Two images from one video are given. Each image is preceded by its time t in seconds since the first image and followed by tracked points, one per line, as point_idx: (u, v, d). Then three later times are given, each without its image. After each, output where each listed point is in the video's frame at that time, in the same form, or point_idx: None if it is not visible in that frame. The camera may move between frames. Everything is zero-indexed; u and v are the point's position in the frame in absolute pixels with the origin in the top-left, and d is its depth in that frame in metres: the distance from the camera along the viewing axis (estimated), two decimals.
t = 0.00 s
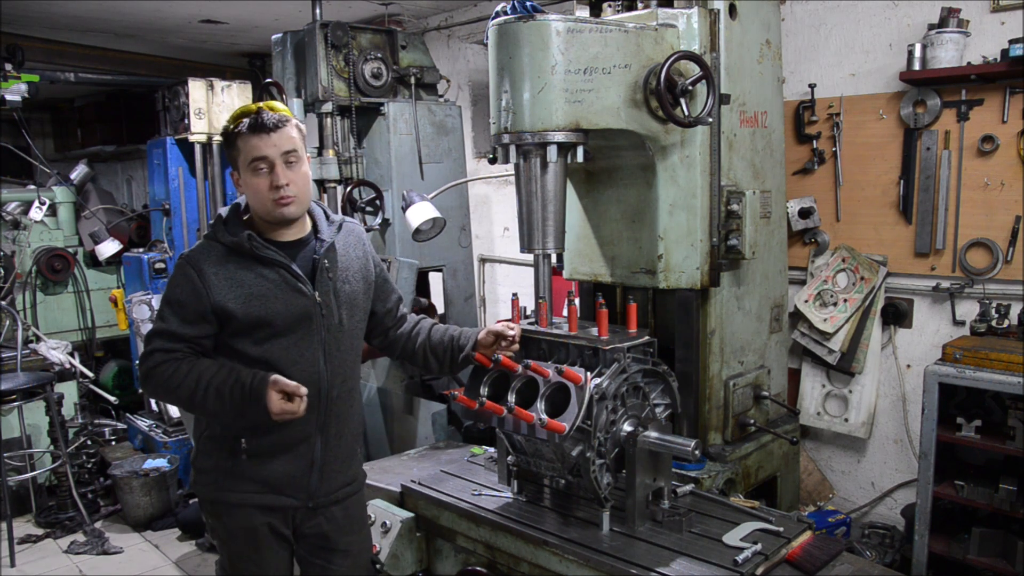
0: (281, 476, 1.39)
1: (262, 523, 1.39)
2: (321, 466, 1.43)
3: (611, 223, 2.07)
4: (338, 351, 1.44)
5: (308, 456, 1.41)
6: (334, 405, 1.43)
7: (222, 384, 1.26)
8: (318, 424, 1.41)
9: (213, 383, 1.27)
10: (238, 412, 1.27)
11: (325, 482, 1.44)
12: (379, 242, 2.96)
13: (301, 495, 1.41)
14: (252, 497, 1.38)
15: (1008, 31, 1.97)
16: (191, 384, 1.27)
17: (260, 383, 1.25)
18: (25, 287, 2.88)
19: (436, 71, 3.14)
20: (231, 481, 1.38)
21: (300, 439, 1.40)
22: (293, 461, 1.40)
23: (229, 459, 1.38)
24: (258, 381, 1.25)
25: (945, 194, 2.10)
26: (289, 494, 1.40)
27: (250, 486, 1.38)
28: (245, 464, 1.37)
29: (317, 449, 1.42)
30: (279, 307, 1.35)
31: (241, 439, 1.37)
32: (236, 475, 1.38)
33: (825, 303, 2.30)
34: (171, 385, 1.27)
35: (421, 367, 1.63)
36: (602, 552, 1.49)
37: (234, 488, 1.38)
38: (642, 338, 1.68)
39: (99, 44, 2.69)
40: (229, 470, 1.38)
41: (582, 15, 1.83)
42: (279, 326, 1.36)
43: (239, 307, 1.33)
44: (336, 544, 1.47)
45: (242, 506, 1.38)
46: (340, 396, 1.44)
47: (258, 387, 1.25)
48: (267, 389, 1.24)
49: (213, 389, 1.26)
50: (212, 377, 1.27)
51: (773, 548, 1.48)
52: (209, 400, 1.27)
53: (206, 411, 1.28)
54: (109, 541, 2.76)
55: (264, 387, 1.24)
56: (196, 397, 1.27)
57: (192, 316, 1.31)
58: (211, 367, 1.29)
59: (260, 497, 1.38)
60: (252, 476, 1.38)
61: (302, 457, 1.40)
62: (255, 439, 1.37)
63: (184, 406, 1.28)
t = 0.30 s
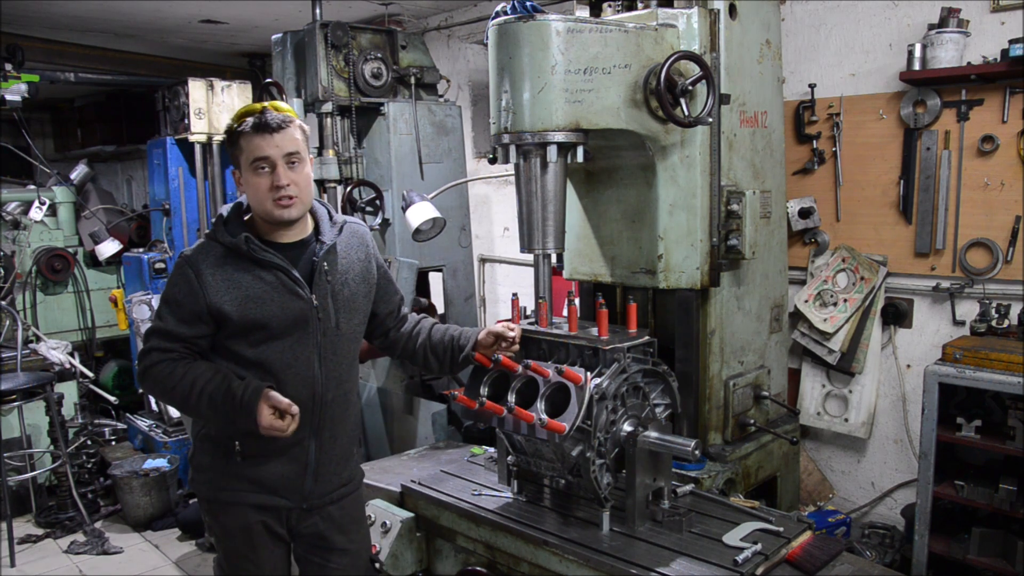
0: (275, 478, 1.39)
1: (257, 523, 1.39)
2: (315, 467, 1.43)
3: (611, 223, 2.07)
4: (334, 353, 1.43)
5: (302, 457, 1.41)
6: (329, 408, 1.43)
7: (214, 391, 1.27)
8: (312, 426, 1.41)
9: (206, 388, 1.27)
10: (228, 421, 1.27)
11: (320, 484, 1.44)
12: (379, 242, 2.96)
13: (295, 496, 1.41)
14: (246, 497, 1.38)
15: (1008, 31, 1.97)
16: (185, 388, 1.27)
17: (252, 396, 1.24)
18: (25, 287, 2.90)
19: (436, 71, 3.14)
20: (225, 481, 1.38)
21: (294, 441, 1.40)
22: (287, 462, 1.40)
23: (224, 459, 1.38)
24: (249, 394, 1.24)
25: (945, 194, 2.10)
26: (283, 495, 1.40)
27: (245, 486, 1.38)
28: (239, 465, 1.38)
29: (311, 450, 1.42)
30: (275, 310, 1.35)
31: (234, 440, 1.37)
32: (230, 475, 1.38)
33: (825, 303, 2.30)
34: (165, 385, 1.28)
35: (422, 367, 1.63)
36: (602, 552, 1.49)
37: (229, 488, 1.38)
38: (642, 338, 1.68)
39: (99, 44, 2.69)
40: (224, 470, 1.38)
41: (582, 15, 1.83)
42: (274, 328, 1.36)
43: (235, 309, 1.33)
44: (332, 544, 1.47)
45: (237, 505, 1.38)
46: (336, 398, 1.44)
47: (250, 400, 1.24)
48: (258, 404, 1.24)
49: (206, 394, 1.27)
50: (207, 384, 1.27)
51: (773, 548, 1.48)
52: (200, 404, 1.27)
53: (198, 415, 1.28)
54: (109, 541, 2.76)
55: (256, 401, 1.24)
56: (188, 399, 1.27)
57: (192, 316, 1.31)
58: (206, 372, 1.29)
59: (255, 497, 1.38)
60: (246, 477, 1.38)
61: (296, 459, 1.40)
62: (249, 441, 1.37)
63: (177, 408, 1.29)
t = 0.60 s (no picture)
0: (275, 478, 1.39)
1: (256, 522, 1.39)
2: (314, 467, 1.43)
3: (611, 223, 2.07)
4: (334, 353, 1.44)
5: (302, 457, 1.41)
6: (328, 407, 1.44)
7: (225, 393, 1.27)
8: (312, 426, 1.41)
9: (217, 390, 1.27)
10: (240, 423, 1.28)
11: (318, 484, 1.44)
12: (379, 242, 2.96)
13: (294, 495, 1.41)
14: (245, 496, 1.38)
15: (1008, 31, 1.98)
16: (195, 391, 1.27)
17: (266, 399, 1.25)
18: (25, 287, 3.11)
19: (436, 71, 3.14)
20: (225, 482, 1.38)
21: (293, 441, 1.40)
22: (287, 462, 1.40)
23: (224, 459, 1.38)
24: (262, 395, 1.26)
25: (945, 194, 2.10)
26: (283, 495, 1.40)
27: (244, 486, 1.38)
28: (239, 465, 1.38)
29: (311, 450, 1.42)
30: (278, 310, 1.35)
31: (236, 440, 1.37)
32: (230, 475, 1.38)
33: (825, 303, 2.30)
34: (175, 388, 1.27)
35: (422, 368, 1.63)
36: (602, 552, 1.49)
37: (229, 488, 1.38)
38: (642, 338, 1.67)
39: (98, 44, 2.70)
40: (224, 470, 1.38)
41: (582, 15, 1.83)
42: (277, 329, 1.36)
43: (239, 310, 1.33)
44: (331, 543, 1.47)
45: (236, 505, 1.38)
46: (335, 398, 1.45)
47: (262, 400, 1.25)
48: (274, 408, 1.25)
49: (217, 396, 1.27)
50: (218, 387, 1.27)
51: (773, 548, 1.48)
52: (211, 408, 1.27)
53: (208, 417, 1.28)
54: (109, 541, 2.76)
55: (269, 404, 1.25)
56: (198, 402, 1.27)
57: (196, 315, 1.31)
58: (216, 375, 1.29)
59: (254, 496, 1.38)
60: (247, 476, 1.38)
61: (296, 459, 1.40)
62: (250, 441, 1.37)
63: (186, 410, 1.28)
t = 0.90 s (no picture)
0: (277, 475, 1.39)
1: (257, 520, 1.39)
2: (316, 464, 1.43)
3: (611, 223, 2.07)
4: (334, 350, 1.44)
5: (304, 455, 1.41)
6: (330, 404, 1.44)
7: (231, 381, 1.27)
8: (314, 423, 1.41)
9: (224, 381, 1.27)
10: (248, 411, 1.27)
11: (321, 481, 1.44)
12: (379, 242, 2.95)
13: (296, 493, 1.41)
14: (247, 495, 1.38)
15: (1008, 31, 1.98)
16: (201, 383, 1.26)
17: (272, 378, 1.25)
18: (25, 287, 3.12)
19: (436, 71, 3.14)
20: (227, 480, 1.38)
21: (294, 438, 1.40)
22: (289, 459, 1.40)
23: (225, 457, 1.38)
24: (268, 375, 1.26)
25: (945, 194, 2.10)
26: (285, 493, 1.40)
27: (245, 484, 1.38)
28: (241, 463, 1.37)
29: (312, 447, 1.42)
30: (277, 307, 1.35)
31: (238, 436, 1.37)
32: (232, 473, 1.38)
33: (825, 302, 2.30)
34: (180, 384, 1.26)
35: (422, 368, 1.63)
36: (603, 552, 1.49)
37: (230, 486, 1.38)
38: (642, 337, 1.67)
39: (98, 45, 2.70)
40: (225, 469, 1.38)
41: (582, 15, 1.83)
42: (276, 326, 1.36)
43: (239, 307, 1.33)
44: (332, 542, 1.47)
45: (238, 503, 1.38)
46: (336, 395, 1.45)
47: (269, 379, 1.25)
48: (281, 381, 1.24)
49: (225, 388, 1.26)
50: (223, 375, 1.27)
51: (773, 548, 1.48)
52: (219, 399, 1.26)
53: (215, 411, 1.28)
54: (109, 541, 2.76)
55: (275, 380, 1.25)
56: (204, 395, 1.26)
57: (197, 314, 1.31)
58: (220, 366, 1.29)
59: (257, 494, 1.38)
60: (249, 474, 1.38)
61: (297, 456, 1.40)
62: (252, 439, 1.37)
63: (192, 406, 1.27)
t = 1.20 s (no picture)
0: (276, 474, 1.39)
1: (257, 520, 1.39)
2: (315, 463, 1.43)
3: (611, 223, 2.07)
4: (333, 348, 1.44)
5: (303, 454, 1.41)
6: (329, 404, 1.44)
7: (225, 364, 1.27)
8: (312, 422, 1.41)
9: (219, 367, 1.26)
10: (244, 391, 1.26)
11: (320, 480, 1.44)
12: (379, 242, 2.95)
13: (296, 492, 1.42)
14: (246, 494, 1.38)
15: (1008, 31, 1.98)
16: (196, 372, 1.26)
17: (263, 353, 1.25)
18: (25, 287, 3.10)
19: (436, 71, 3.14)
20: (225, 479, 1.38)
21: (293, 437, 1.40)
22: (287, 458, 1.40)
23: (224, 456, 1.38)
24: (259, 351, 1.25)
25: (945, 194, 2.10)
26: (284, 492, 1.40)
27: (244, 483, 1.38)
28: (240, 461, 1.37)
29: (311, 446, 1.42)
30: (273, 306, 1.35)
31: (236, 435, 1.37)
32: (232, 472, 1.37)
33: (825, 303, 2.30)
34: (177, 375, 1.26)
35: (422, 368, 1.63)
36: (602, 552, 1.49)
37: (229, 485, 1.38)
38: (642, 338, 1.67)
39: (98, 44, 2.70)
40: (223, 468, 1.38)
41: (582, 15, 1.83)
42: (275, 325, 1.36)
43: (236, 307, 1.33)
44: (332, 542, 1.47)
45: (237, 502, 1.38)
46: (335, 394, 1.44)
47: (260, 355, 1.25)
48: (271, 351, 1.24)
49: (220, 373, 1.26)
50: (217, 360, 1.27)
51: (773, 548, 1.48)
52: (215, 385, 1.26)
53: (214, 399, 1.27)
54: (109, 541, 2.76)
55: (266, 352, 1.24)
56: (201, 384, 1.26)
57: (194, 313, 1.32)
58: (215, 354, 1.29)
59: (255, 494, 1.38)
60: (248, 473, 1.37)
61: (296, 455, 1.41)
62: (250, 437, 1.37)
63: (191, 398, 1.27)
